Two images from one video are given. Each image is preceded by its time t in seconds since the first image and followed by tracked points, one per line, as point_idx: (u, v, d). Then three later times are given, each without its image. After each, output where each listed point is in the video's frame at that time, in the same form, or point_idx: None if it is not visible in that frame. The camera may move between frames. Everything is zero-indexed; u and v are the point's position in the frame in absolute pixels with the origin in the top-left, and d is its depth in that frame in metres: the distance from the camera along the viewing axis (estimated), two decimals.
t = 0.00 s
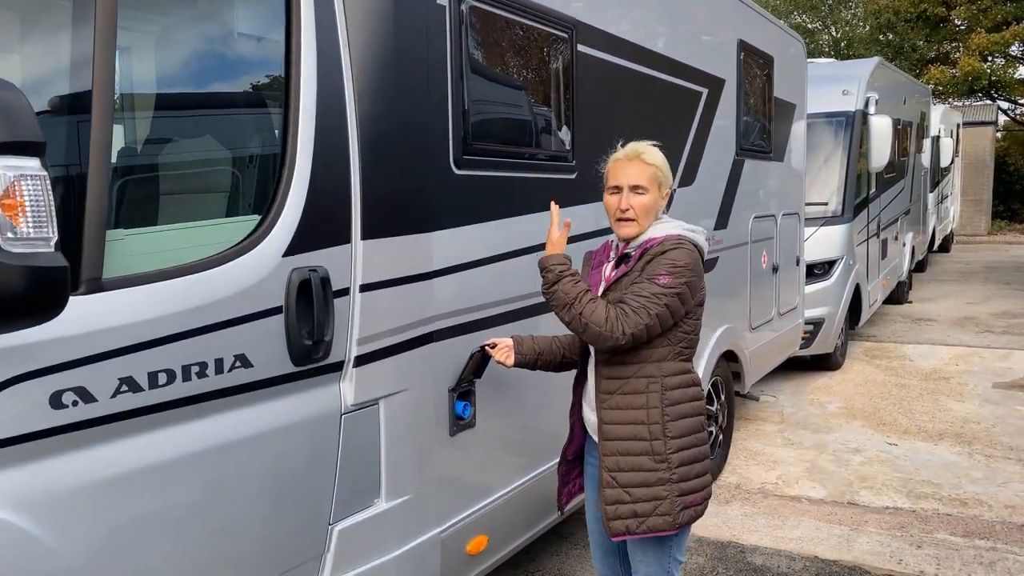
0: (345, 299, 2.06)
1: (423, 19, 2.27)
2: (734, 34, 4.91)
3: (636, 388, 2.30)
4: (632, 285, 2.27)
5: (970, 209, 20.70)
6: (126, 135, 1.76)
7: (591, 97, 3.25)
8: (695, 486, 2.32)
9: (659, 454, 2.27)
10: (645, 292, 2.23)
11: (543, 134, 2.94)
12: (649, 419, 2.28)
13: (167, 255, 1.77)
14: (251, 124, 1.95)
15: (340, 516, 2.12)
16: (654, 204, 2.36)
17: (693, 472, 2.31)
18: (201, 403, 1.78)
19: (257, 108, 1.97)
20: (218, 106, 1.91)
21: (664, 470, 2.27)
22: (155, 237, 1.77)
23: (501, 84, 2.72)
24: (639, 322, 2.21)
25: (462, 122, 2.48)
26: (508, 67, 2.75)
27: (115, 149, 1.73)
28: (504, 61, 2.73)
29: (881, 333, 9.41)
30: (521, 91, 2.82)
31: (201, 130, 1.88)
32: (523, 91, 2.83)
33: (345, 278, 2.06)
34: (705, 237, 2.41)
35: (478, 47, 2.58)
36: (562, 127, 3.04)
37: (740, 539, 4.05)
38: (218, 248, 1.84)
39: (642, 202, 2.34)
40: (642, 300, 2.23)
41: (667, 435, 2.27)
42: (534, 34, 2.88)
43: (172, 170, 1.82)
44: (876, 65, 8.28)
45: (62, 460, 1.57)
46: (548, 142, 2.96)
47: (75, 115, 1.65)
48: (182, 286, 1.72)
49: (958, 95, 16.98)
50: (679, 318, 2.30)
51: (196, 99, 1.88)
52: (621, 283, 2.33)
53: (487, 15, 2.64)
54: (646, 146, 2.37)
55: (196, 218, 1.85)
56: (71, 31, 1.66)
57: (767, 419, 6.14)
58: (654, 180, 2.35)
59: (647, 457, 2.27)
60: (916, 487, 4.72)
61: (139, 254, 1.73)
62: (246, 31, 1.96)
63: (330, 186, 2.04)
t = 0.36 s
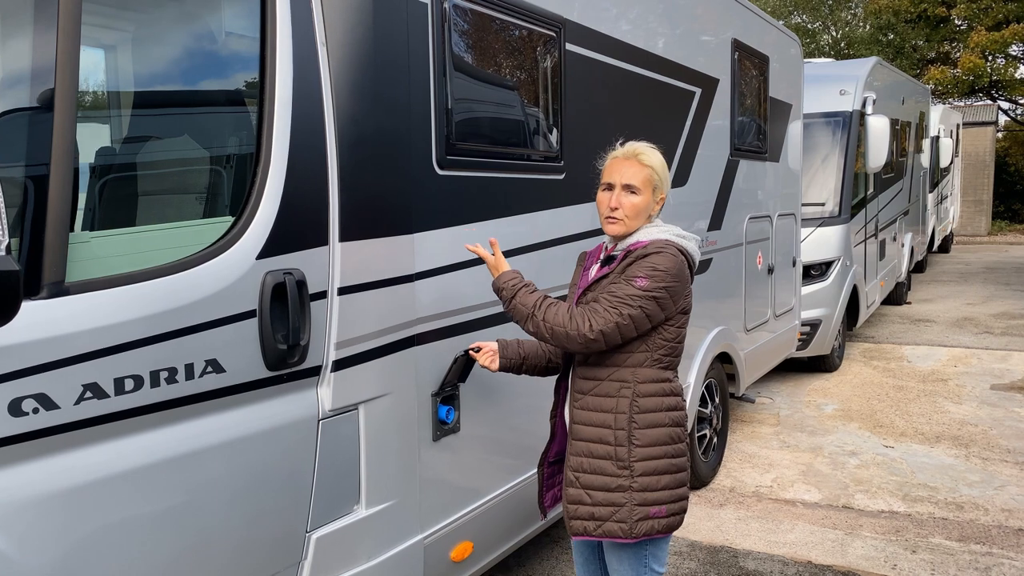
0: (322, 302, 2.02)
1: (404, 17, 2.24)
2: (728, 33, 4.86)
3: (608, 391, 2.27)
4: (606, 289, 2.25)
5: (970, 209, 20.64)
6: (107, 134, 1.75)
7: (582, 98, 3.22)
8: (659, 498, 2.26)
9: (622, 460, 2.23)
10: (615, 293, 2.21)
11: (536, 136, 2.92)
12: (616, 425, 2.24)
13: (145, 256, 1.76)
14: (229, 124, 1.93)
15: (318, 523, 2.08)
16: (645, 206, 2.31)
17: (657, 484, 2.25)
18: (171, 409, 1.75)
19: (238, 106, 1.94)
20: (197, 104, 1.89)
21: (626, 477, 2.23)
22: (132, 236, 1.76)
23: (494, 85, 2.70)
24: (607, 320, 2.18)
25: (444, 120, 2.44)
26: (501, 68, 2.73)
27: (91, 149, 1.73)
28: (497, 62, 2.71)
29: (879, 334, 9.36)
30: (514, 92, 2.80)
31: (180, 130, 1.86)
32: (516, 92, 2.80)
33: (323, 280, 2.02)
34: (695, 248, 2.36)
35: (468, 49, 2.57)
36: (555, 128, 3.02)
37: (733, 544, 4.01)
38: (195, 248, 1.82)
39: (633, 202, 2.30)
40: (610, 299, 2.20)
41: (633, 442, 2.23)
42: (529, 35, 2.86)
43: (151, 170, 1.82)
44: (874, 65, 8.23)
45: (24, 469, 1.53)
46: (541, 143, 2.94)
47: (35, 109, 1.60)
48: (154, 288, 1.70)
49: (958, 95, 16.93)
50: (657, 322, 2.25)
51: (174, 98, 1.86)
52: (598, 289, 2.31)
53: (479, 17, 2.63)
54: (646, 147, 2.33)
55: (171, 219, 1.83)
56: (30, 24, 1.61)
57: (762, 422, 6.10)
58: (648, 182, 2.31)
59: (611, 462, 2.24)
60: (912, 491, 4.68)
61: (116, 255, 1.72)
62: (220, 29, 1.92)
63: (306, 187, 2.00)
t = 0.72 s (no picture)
0: (310, 303, 2.00)
1: (395, 15, 2.23)
2: (727, 33, 4.84)
3: (613, 397, 2.25)
4: (609, 294, 2.21)
5: (972, 210, 20.57)
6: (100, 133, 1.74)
7: (578, 97, 3.20)
8: (670, 499, 2.27)
9: (633, 466, 2.21)
10: (621, 297, 2.17)
11: (535, 137, 2.92)
12: (625, 430, 2.22)
13: (133, 256, 1.75)
14: (218, 123, 1.91)
15: (307, 527, 2.06)
16: (639, 206, 2.30)
17: (668, 486, 2.26)
18: (155, 411, 1.73)
19: (227, 105, 1.93)
20: (186, 103, 1.87)
21: (638, 483, 2.22)
22: (120, 236, 1.75)
23: (492, 86, 2.71)
24: (617, 325, 2.14)
25: (437, 121, 2.43)
26: (498, 69, 2.73)
27: (81, 149, 1.71)
28: (495, 63, 2.71)
29: (880, 335, 9.33)
30: (512, 92, 2.80)
31: (169, 130, 1.85)
32: (513, 92, 2.80)
33: (311, 281, 2.01)
34: (684, 244, 2.35)
35: (464, 51, 2.57)
36: (553, 129, 3.01)
37: (731, 546, 3.99)
38: (184, 249, 1.81)
39: (629, 202, 2.28)
40: (617, 304, 2.17)
41: (643, 447, 2.22)
42: (527, 35, 2.85)
43: (141, 169, 1.81)
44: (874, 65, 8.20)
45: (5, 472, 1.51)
46: (540, 144, 2.94)
47: (16, 106, 1.58)
48: (139, 290, 1.68)
49: (960, 95, 16.87)
50: (661, 324, 2.23)
51: (163, 97, 1.84)
52: (599, 295, 2.27)
53: (479, 19, 2.64)
54: (640, 147, 2.32)
55: (159, 219, 1.82)
56: (11, 22, 1.59)
57: (762, 423, 6.08)
58: (643, 181, 2.29)
59: (622, 468, 2.22)
60: (911, 493, 4.65)
61: (104, 255, 1.71)
62: (207, 27, 1.91)
63: (295, 187, 1.99)
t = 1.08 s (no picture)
0: (308, 303, 2.01)
1: (393, 15, 2.23)
2: (729, 32, 4.83)
3: (619, 398, 2.25)
4: (617, 298, 2.21)
5: (976, 211, 20.51)
6: (102, 133, 1.75)
7: (579, 98, 3.20)
8: (678, 498, 2.28)
9: (642, 467, 2.21)
10: (631, 300, 2.17)
11: (535, 137, 2.92)
12: (632, 431, 2.23)
13: (132, 256, 1.76)
14: (217, 124, 1.92)
15: (305, 525, 2.07)
16: (640, 204, 2.30)
17: (675, 485, 2.27)
18: (153, 410, 1.74)
19: (226, 105, 1.93)
20: (185, 103, 1.88)
21: (648, 483, 2.22)
22: (120, 235, 1.76)
23: (493, 86, 2.71)
24: (629, 328, 2.14)
25: (435, 121, 2.43)
26: (500, 69, 2.74)
27: (82, 149, 1.72)
28: (496, 64, 2.72)
29: (884, 336, 9.31)
30: (513, 93, 2.81)
31: (168, 130, 1.86)
32: (514, 92, 2.80)
33: (309, 281, 2.01)
34: (684, 243, 2.35)
35: (465, 52, 2.58)
36: (554, 129, 3.01)
37: (731, 546, 3.98)
38: (182, 248, 1.81)
39: (629, 201, 2.28)
40: (627, 307, 2.16)
41: (651, 447, 2.22)
42: (528, 36, 2.86)
43: (141, 169, 1.81)
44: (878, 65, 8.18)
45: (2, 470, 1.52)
46: (540, 145, 2.95)
47: (14, 105, 1.59)
48: (137, 289, 1.69)
49: (965, 95, 16.82)
50: (667, 326, 2.23)
51: (162, 97, 1.85)
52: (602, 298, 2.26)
53: (481, 20, 2.65)
54: (634, 145, 2.33)
55: (159, 218, 1.82)
56: (9, 22, 1.60)
57: (764, 423, 6.07)
58: (642, 179, 2.30)
59: (631, 470, 2.22)
60: (913, 494, 4.64)
61: (104, 254, 1.72)
62: (204, 27, 1.91)
63: (294, 187, 1.99)
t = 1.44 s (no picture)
0: (312, 302, 2.02)
1: (396, 16, 2.25)
2: (736, 33, 4.83)
3: (621, 396, 2.25)
4: (618, 296, 2.21)
5: (986, 212, 20.40)
6: (109, 134, 1.78)
7: (584, 98, 3.21)
8: (677, 497, 2.28)
9: (642, 465, 2.22)
10: (633, 298, 2.17)
11: (540, 138, 2.94)
12: (633, 429, 2.23)
13: (138, 254, 1.77)
14: (223, 124, 1.93)
15: (308, 523, 2.08)
16: (639, 208, 2.31)
17: (675, 484, 2.27)
18: (156, 408, 1.75)
19: (231, 105, 1.95)
20: (190, 103, 1.89)
21: (647, 482, 2.22)
22: (126, 234, 1.77)
23: (498, 87, 2.73)
24: (631, 328, 2.15)
25: (439, 121, 2.44)
26: (505, 70, 2.76)
27: (89, 149, 1.75)
28: (502, 65, 2.73)
29: (892, 337, 9.28)
30: (519, 94, 2.82)
31: (174, 130, 1.87)
32: (519, 93, 2.82)
33: (313, 279, 2.03)
34: (686, 242, 2.36)
35: (471, 53, 2.60)
36: (558, 130, 3.03)
37: (736, 547, 3.98)
38: (187, 247, 1.83)
39: (629, 205, 2.29)
40: (628, 305, 2.17)
41: (651, 446, 2.22)
42: (533, 37, 2.87)
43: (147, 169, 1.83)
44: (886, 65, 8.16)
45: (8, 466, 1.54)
46: (544, 145, 2.96)
47: (19, 105, 1.61)
48: (142, 287, 1.70)
49: (975, 96, 16.74)
50: (669, 324, 2.24)
51: (168, 98, 1.87)
52: (603, 295, 2.27)
53: (489, 21, 2.67)
54: (636, 148, 2.33)
55: (164, 217, 1.84)
56: (15, 23, 1.62)
57: (770, 424, 6.06)
58: (642, 183, 2.30)
59: (630, 467, 2.22)
60: (919, 495, 4.63)
61: (111, 253, 1.74)
62: (209, 28, 1.93)
63: (297, 186, 2.01)
